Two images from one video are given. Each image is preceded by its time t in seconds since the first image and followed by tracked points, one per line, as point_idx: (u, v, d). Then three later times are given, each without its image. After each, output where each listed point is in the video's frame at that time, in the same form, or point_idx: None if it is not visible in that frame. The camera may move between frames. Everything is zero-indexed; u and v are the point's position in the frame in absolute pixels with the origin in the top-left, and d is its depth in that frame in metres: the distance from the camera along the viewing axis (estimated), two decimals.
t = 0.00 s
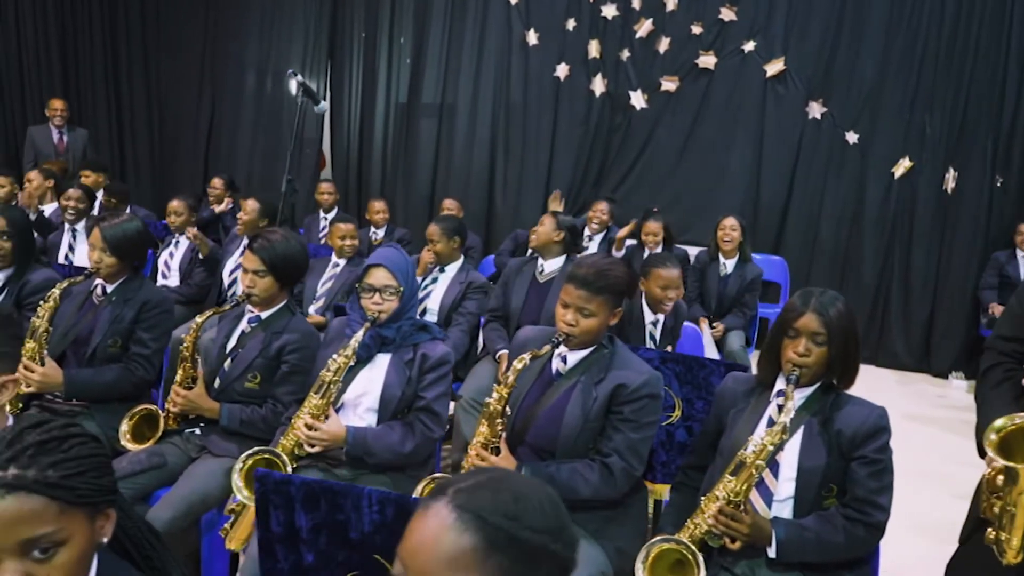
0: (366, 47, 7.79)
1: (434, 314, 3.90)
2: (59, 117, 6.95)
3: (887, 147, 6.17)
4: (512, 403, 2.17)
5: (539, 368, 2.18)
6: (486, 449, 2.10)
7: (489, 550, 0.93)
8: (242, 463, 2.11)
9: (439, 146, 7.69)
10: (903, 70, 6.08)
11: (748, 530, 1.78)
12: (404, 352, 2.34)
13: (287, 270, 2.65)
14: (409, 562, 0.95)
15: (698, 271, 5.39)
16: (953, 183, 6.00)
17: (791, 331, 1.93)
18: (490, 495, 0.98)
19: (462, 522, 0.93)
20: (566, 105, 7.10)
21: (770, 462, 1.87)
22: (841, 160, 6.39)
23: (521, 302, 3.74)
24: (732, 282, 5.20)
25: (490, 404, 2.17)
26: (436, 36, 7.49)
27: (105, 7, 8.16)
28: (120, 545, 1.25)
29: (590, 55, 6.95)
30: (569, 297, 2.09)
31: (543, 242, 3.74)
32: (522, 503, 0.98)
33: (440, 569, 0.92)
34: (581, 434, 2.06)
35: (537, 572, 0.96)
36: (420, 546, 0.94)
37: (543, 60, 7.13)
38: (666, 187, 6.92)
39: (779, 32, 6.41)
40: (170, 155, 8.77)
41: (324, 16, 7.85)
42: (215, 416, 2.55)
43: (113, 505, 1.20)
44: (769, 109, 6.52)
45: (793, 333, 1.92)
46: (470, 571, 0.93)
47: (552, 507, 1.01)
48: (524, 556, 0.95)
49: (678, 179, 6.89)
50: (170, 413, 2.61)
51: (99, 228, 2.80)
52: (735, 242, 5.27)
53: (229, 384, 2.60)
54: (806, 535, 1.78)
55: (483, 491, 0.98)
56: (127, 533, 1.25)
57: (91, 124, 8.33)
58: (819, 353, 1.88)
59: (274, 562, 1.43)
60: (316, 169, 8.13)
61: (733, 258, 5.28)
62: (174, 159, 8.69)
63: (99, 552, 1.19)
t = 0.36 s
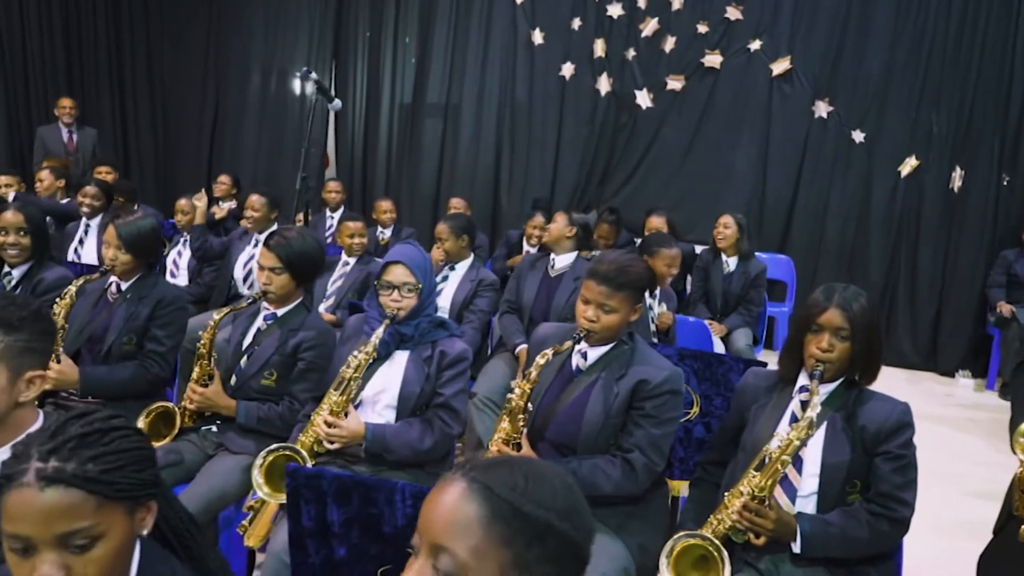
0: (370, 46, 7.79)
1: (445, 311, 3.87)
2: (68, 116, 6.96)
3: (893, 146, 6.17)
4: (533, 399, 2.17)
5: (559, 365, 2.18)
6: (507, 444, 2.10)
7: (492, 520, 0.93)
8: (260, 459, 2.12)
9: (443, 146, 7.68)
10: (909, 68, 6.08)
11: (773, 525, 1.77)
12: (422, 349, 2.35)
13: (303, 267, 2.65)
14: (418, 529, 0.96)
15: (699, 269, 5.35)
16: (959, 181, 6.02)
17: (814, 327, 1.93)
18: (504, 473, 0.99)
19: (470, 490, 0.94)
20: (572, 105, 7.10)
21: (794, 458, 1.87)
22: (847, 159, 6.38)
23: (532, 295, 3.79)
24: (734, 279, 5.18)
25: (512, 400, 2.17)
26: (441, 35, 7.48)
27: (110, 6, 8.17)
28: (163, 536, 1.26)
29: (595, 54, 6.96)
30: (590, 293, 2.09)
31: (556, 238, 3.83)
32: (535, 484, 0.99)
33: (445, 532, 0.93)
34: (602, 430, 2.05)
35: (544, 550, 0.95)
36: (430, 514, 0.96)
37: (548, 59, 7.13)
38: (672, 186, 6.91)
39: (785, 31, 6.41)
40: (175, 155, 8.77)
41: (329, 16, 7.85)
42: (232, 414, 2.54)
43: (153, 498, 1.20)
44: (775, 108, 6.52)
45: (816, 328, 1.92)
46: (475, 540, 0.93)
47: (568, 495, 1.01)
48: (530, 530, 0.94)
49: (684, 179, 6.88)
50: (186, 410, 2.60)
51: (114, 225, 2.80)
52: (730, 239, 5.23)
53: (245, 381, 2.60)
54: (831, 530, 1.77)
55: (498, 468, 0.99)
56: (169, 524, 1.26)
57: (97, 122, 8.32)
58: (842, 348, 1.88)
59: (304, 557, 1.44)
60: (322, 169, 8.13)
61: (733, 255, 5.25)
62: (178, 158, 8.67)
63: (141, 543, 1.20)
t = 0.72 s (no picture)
0: (374, 42, 7.77)
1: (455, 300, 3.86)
2: (75, 113, 6.95)
3: (899, 140, 6.14)
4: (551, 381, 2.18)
5: (574, 349, 2.18)
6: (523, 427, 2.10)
7: (476, 455, 1.03)
8: (275, 441, 2.11)
9: (447, 142, 7.65)
10: (916, 62, 6.05)
11: (791, 505, 1.77)
12: (436, 334, 2.34)
13: (315, 252, 2.65)
14: (409, 470, 1.06)
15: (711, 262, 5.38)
16: (965, 175, 6.02)
17: (832, 307, 1.93)
18: (489, 419, 1.10)
19: (456, 428, 1.05)
20: (577, 100, 7.07)
21: (812, 439, 1.87)
22: (853, 153, 6.34)
23: (538, 290, 3.76)
24: (746, 273, 5.18)
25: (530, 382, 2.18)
26: (445, 30, 7.46)
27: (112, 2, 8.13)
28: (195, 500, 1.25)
29: (600, 49, 6.91)
30: (606, 275, 2.09)
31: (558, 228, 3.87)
32: (516, 425, 1.10)
33: (432, 465, 1.03)
34: (619, 412, 2.05)
35: (529, 480, 1.05)
36: (418, 455, 1.06)
37: (552, 54, 7.10)
38: (677, 181, 6.87)
39: (790, 26, 6.37)
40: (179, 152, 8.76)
41: (332, 12, 7.82)
42: (245, 400, 2.52)
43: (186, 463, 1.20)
44: (780, 103, 6.47)
45: (835, 309, 1.92)
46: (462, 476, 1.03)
47: (550, 437, 1.12)
48: (514, 462, 1.04)
49: (688, 174, 6.84)
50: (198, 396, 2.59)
51: (125, 213, 2.79)
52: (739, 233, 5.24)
53: (258, 367, 2.59)
54: (851, 510, 1.77)
55: (483, 415, 1.11)
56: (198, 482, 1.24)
57: (103, 121, 8.33)
58: (861, 328, 1.88)
59: (325, 533, 1.52)
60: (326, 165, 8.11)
61: (745, 250, 5.25)
62: (182, 155, 8.66)
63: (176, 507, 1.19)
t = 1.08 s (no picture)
0: (376, 37, 7.75)
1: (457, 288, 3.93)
2: (79, 107, 6.95)
3: (904, 134, 6.10)
4: (559, 360, 2.17)
5: (582, 330, 2.18)
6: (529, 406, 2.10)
7: (457, 401, 1.03)
8: (282, 422, 2.10)
9: (449, 137, 7.63)
10: (919, 55, 6.00)
11: (801, 482, 1.76)
12: (443, 316, 2.34)
13: (320, 236, 2.64)
14: (390, 428, 1.04)
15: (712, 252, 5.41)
16: (969, 168, 6.02)
17: (843, 286, 1.92)
18: (459, 364, 1.09)
19: (432, 379, 1.03)
20: (579, 94, 7.04)
21: (823, 417, 1.88)
22: (856, 146, 6.25)
23: (532, 285, 3.75)
24: (746, 261, 5.20)
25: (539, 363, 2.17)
26: (447, 25, 7.44)
27: None
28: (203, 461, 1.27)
29: (602, 43, 6.87)
30: (615, 256, 2.08)
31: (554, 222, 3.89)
32: (488, 366, 1.10)
33: (416, 420, 1.01)
34: (627, 392, 2.04)
35: (511, 417, 1.06)
36: (397, 411, 1.04)
37: (555, 48, 7.06)
38: (679, 174, 6.84)
39: (794, 19, 6.30)
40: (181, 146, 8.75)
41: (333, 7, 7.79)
42: (251, 383, 2.51)
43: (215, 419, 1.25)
44: (783, 96, 6.39)
45: (846, 288, 1.91)
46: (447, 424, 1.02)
47: (519, 371, 1.12)
48: (495, 401, 1.05)
49: (691, 168, 6.80)
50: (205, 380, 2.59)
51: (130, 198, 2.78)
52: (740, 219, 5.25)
53: (263, 351, 2.58)
54: (862, 488, 1.76)
55: (452, 361, 1.09)
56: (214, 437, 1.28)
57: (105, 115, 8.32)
58: (872, 306, 1.87)
59: (336, 503, 1.52)
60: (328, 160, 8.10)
61: (744, 237, 5.26)
62: (184, 149, 8.67)
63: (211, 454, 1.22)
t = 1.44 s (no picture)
0: (382, 30, 7.75)
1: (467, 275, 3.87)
2: (86, 100, 6.97)
3: (911, 124, 6.06)
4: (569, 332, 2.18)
5: (592, 305, 2.18)
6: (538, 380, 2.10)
7: (487, 341, 0.99)
8: (292, 395, 2.10)
9: (455, 131, 7.62)
10: (926, 45, 5.97)
11: (814, 453, 1.76)
12: (451, 293, 2.33)
13: (329, 214, 2.64)
14: (412, 372, 0.99)
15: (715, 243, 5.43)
16: (977, 159, 5.96)
17: (855, 258, 1.91)
18: (478, 304, 1.06)
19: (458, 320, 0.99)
20: (585, 87, 7.02)
21: (834, 389, 1.87)
22: (863, 137, 6.24)
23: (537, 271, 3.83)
24: (750, 252, 5.20)
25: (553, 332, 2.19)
26: (452, 19, 7.44)
27: None
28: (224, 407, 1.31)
29: (608, 35, 6.86)
30: (624, 229, 2.08)
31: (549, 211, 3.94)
32: (507, 306, 1.06)
33: (446, 363, 0.97)
34: (637, 366, 2.03)
35: (537, 356, 1.03)
36: (419, 354, 0.99)
37: (560, 41, 7.05)
38: (685, 165, 6.81)
39: (800, 10, 6.28)
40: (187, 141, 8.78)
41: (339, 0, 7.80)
42: (259, 364, 2.46)
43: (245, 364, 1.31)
44: (788, 87, 6.38)
45: (857, 260, 1.91)
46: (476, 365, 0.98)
47: (537, 311, 1.10)
48: (522, 341, 1.02)
49: (697, 160, 6.78)
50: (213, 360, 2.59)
51: (138, 178, 2.76)
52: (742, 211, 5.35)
53: (272, 330, 2.57)
54: (874, 459, 1.74)
55: (471, 302, 1.05)
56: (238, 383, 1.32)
57: (112, 108, 8.36)
58: (884, 278, 1.86)
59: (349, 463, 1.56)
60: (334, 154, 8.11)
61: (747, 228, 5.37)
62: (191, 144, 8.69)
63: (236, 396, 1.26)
